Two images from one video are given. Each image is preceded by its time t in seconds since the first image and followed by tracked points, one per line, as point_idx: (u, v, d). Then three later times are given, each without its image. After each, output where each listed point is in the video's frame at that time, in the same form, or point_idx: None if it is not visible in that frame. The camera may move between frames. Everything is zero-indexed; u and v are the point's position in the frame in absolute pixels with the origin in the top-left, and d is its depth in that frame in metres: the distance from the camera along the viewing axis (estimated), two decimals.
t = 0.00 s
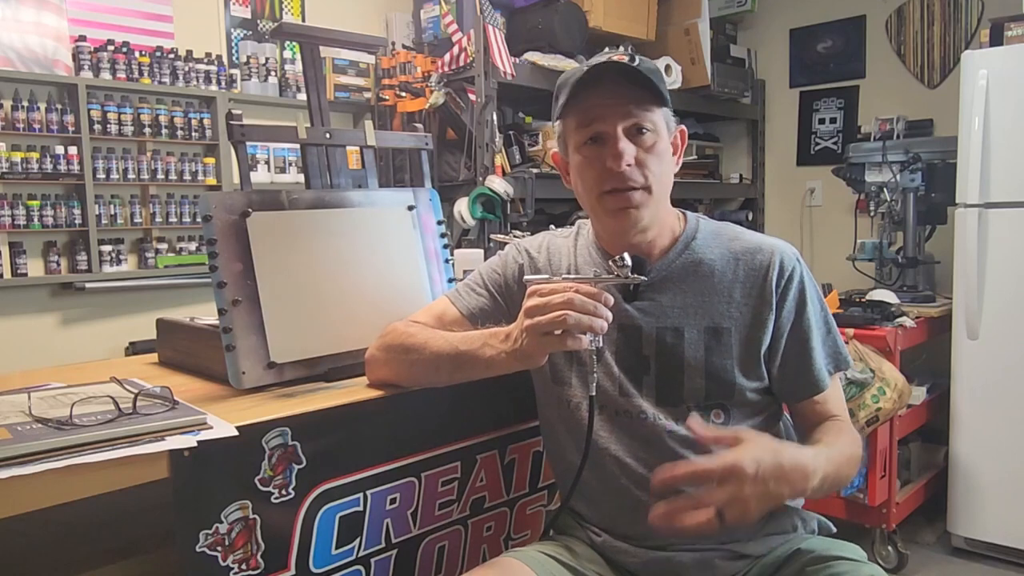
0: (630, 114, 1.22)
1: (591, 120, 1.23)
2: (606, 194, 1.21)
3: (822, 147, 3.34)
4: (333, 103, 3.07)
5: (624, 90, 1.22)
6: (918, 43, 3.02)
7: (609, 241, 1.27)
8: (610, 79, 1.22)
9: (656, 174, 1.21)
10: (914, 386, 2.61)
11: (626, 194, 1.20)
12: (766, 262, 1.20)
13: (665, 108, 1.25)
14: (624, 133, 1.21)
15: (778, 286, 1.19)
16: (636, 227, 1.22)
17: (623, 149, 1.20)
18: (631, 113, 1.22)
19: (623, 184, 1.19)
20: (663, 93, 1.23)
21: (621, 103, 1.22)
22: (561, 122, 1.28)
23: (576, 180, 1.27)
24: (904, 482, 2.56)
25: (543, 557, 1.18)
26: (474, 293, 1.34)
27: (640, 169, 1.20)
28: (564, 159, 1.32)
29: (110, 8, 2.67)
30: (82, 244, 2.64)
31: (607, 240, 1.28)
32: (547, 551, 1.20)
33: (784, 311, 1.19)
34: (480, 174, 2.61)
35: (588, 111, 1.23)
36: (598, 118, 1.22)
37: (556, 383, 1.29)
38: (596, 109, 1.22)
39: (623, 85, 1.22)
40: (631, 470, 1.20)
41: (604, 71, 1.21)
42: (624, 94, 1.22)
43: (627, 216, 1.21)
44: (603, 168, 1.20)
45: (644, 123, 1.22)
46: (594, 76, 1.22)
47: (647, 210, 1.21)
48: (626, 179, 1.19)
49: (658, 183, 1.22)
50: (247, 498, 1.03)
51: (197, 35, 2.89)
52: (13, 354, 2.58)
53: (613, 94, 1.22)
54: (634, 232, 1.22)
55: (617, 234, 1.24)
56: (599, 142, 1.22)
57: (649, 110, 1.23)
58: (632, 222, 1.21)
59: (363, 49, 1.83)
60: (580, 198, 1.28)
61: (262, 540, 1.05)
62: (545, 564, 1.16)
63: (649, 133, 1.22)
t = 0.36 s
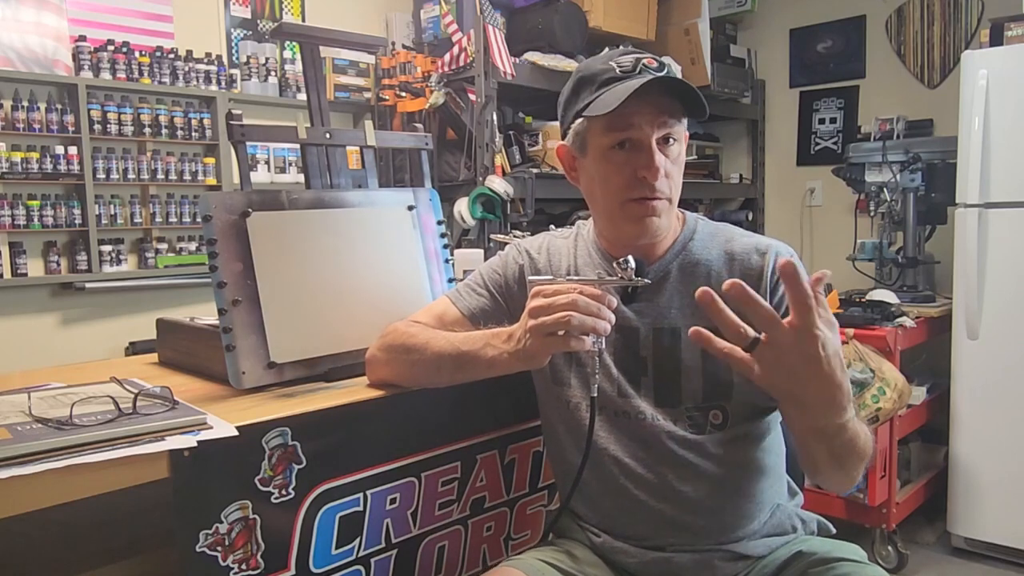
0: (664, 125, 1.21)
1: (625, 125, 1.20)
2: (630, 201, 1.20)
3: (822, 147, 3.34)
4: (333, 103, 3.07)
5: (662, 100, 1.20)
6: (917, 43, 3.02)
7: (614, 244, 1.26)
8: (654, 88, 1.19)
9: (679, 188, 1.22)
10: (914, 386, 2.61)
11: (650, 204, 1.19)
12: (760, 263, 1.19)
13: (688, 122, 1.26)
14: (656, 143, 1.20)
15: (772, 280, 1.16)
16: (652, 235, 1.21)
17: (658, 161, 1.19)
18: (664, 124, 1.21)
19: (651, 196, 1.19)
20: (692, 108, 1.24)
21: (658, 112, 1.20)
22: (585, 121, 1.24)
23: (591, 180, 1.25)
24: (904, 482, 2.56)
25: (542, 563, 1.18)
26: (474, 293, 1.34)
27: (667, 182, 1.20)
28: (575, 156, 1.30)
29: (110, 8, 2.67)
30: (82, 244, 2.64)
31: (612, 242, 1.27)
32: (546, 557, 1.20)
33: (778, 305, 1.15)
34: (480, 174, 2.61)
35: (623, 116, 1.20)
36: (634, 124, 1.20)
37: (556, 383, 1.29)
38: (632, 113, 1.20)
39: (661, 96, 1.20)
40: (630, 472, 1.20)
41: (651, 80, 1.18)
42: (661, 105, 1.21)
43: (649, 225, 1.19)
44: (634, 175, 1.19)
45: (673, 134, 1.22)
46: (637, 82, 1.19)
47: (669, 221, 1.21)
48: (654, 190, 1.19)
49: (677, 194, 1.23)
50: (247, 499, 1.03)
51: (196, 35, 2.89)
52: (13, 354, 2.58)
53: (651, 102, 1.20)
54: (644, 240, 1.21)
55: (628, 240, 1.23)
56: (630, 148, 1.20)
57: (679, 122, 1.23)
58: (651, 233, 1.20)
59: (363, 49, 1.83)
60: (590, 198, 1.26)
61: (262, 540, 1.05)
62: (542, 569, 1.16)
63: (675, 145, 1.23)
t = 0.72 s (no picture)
0: (658, 126, 1.19)
1: (617, 128, 1.19)
2: (625, 206, 1.19)
3: (822, 147, 3.34)
4: (333, 103, 3.07)
5: (653, 100, 1.18)
6: (917, 43, 3.03)
7: (614, 249, 1.25)
8: (642, 87, 1.18)
9: (677, 190, 1.20)
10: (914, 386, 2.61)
11: (646, 207, 1.18)
12: (763, 271, 1.18)
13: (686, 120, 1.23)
14: (650, 144, 1.18)
15: (775, 293, 1.16)
16: (650, 239, 1.19)
17: (652, 163, 1.17)
18: (658, 125, 1.19)
19: (648, 200, 1.17)
20: (687, 105, 1.21)
21: (650, 112, 1.18)
22: (579, 125, 1.23)
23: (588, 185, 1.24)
24: (904, 483, 2.56)
25: (540, 563, 1.18)
26: (474, 294, 1.35)
27: (663, 184, 1.17)
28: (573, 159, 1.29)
29: (110, 8, 2.67)
30: (82, 244, 2.64)
31: (613, 246, 1.26)
32: (544, 557, 1.20)
33: (779, 320, 1.16)
34: (480, 174, 2.61)
35: (614, 119, 1.18)
36: (626, 127, 1.18)
37: (554, 387, 1.29)
38: (623, 116, 1.18)
39: (652, 96, 1.18)
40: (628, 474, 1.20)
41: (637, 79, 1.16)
42: (653, 105, 1.18)
43: (645, 229, 1.18)
44: (627, 179, 1.17)
45: (669, 134, 1.19)
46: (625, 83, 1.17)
47: (667, 224, 1.19)
48: (649, 193, 1.17)
49: (676, 195, 1.21)
50: (247, 498, 1.03)
51: (196, 35, 2.89)
52: (14, 354, 2.58)
53: (642, 103, 1.18)
54: (643, 245, 1.20)
55: (627, 245, 1.22)
56: (623, 151, 1.19)
57: (676, 121, 1.21)
58: (650, 237, 1.19)
59: (363, 49, 1.83)
60: (589, 202, 1.26)
61: (262, 540, 1.05)
62: (541, 568, 1.16)
63: (672, 145, 1.20)
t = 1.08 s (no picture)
0: (663, 139, 1.17)
1: (621, 142, 1.18)
2: (628, 220, 1.19)
3: (822, 147, 3.34)
4: (333, 103, 3.06)
5: (660, 113, 1.17)
6: (917, 43, 3.03)
7: (615, 256, 1.26)
8: (649, 103, 1.16)
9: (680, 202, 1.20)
10: (913, 386, 2.61)
11: (650, 222, 1.18)
12: (766, 272, 1.18)
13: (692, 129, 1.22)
14: (655, 159, 1.17)
15: (777, 293, 1.16)
16: (654, 253, 1.20)
17: (656, 179, 1.16)
18: (664, 138, 1.17)
19: (650, 213, 1.18)
20: (693, 116, 1.19)
21: (656, 126, 1.17)
22: (583, 134, 1.23)
23: (591, 194, 1.24)
24: (904, 483, 2.56)
25: (541, 563, 1.18)
26: (475, 294, 1.35)
27: (667, 199, 1.18)
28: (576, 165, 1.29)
29: (110, 8, 2.67)
30: (82, 244, 2.64)
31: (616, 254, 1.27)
32: (545, 557, 1.20)
33: (778, 320, 1.16)
34: (480, 174, 2.61)
35: (618, 133, 1.17)
36: (630, 141, 1.17)
37: (556, 390, 1.29)
38: (628, 130, 1.17)
39: (658, 110, 1.16)
40: (628, 474, 1.20)
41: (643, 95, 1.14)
42: (658, 118, 1.17)
43: (649, 244, 1.19)
44: (631, 195, 1.17)
45: (674, 147, 1.18)
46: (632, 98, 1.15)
47: (670, 238, 1.20)
48: (652, 208, 1.17)
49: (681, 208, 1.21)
50: (248, 498, 1.03)
51: (196, 35, 2.89)
52: (13, 354, 2.58)
53: (648, 117, 1.17)
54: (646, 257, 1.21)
55: (629, 253, 1.22)
56: (627, 165, 1.18)
57: (682, 133, 1.19)
58: (653, 250, 1.19)
59: (363, 49, 1.83)
60: (592, 210, 1.26)
61: (262, 540, 1.05)
62: (541, 568, 1.16)
63: (678, 158, 1.19)
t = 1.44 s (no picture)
0: (659, 141, 1.18)
1: (617, 144, 1.18)
2: (625, 221, 1.19)
3: (822, 147, 3.34)
4: (333, 103, 3.06)
5: (655, 115, 1.17)
6: (917, 43, 3.03)
7: (614, 258, 1.26)
8: (644, 105, 1.16)
9: (678, 204, 1.20)
10: (913, 386, 2.61)
11: (648, 224, 1.18)
12: (765, 273, 1.18)
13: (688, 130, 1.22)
14: (651, 160, 1.17)
15: (775, 294, 1.16)
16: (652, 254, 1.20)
17: (652, 180, 1.16)
18: (660, 139, 1.18)
19: (648, 215, 1.18)
20: (689, 116, 1.19)
21: (651, 127, 1.17)
22: (579, 137, 1.23)
23: (588, 196, 1.24)
24: (904, 483, 2.56)
25: (541, 563, 1.18)
26: (474, 295, 1.35)
27: (664, 200, 1.18)
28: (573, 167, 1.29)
29: (110, 8, 2.67)
30: (82, 244, 2.64)
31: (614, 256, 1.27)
32: (545, 557, 1.20)
33: (777, 322, 1.16)
34: (480, 174, 2.61)
35: (614, 135, 1.17)
36: (626, 143, 1.17)
37: (555, 392, 1.29)
38: (623, 132, 1.17)
39: (653, 111, 1.17)
40: (628, 474, 1.20)
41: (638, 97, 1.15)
42: (653, 119, 1.17)
43: (647, 245, 1.19)
44: (628, 196, 1.17)
45: (670, 148, 1.18)
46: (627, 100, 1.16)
47: (668, 239, 1.20)
48: (649, 210, 1.17)
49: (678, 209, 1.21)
50: (248, 498, 1.03)
51: (196, 35, 2.89)
52: (13, 354, 2.58)
53: (644, 118, 1.17)
54: (645, 258, 1.21)
55: (627, 255, 1.22)
56: (623, 167, 1.18)
57: (678, 134, 1.19)
58: (650, 251, 1.19)
59: (363, 49, 1.83)
60: (589, 212, 1.26)
61: (262, 540, 1.05)
62: (541, 568, 1.16)
63: (675, 159, 1.19)
